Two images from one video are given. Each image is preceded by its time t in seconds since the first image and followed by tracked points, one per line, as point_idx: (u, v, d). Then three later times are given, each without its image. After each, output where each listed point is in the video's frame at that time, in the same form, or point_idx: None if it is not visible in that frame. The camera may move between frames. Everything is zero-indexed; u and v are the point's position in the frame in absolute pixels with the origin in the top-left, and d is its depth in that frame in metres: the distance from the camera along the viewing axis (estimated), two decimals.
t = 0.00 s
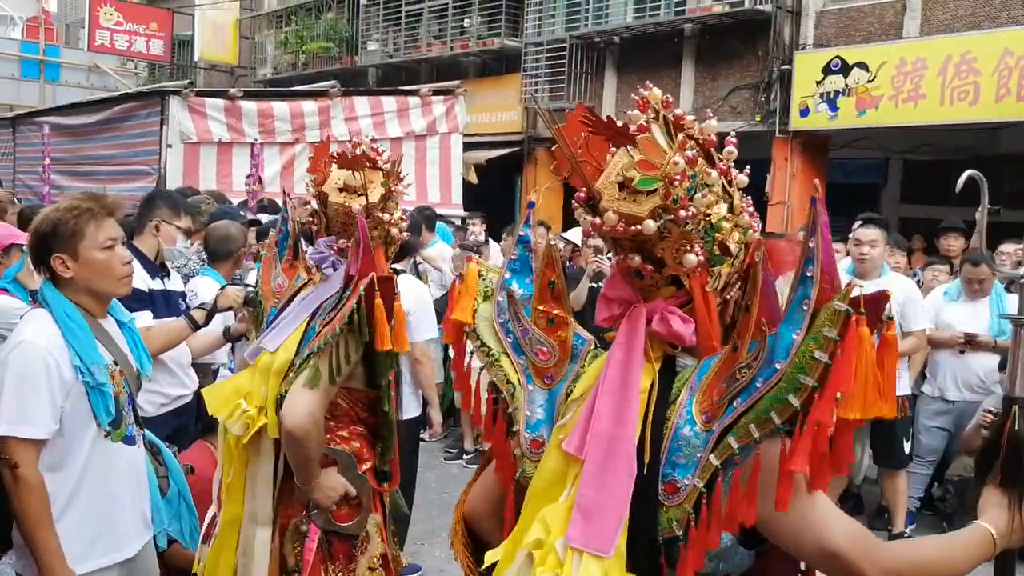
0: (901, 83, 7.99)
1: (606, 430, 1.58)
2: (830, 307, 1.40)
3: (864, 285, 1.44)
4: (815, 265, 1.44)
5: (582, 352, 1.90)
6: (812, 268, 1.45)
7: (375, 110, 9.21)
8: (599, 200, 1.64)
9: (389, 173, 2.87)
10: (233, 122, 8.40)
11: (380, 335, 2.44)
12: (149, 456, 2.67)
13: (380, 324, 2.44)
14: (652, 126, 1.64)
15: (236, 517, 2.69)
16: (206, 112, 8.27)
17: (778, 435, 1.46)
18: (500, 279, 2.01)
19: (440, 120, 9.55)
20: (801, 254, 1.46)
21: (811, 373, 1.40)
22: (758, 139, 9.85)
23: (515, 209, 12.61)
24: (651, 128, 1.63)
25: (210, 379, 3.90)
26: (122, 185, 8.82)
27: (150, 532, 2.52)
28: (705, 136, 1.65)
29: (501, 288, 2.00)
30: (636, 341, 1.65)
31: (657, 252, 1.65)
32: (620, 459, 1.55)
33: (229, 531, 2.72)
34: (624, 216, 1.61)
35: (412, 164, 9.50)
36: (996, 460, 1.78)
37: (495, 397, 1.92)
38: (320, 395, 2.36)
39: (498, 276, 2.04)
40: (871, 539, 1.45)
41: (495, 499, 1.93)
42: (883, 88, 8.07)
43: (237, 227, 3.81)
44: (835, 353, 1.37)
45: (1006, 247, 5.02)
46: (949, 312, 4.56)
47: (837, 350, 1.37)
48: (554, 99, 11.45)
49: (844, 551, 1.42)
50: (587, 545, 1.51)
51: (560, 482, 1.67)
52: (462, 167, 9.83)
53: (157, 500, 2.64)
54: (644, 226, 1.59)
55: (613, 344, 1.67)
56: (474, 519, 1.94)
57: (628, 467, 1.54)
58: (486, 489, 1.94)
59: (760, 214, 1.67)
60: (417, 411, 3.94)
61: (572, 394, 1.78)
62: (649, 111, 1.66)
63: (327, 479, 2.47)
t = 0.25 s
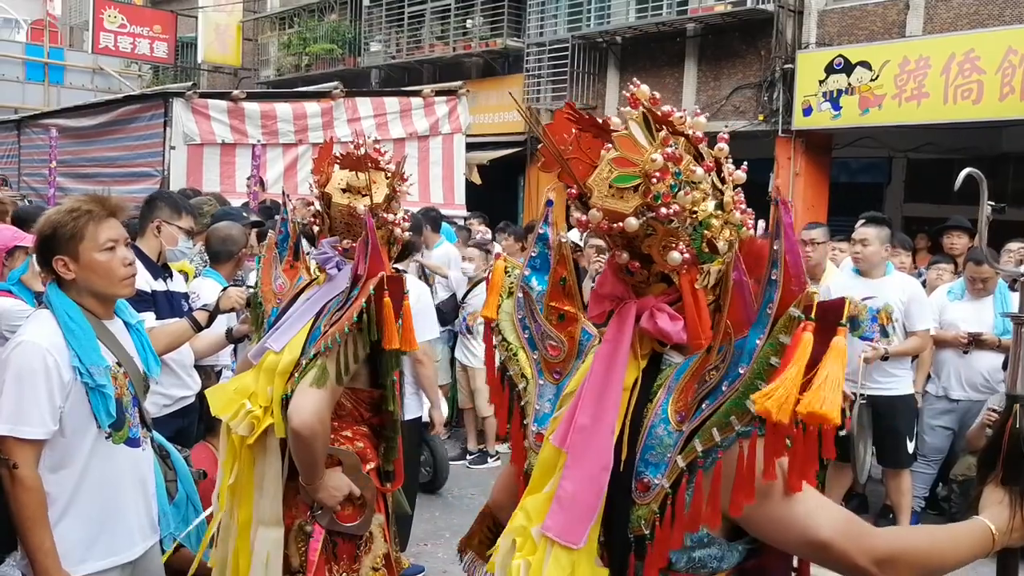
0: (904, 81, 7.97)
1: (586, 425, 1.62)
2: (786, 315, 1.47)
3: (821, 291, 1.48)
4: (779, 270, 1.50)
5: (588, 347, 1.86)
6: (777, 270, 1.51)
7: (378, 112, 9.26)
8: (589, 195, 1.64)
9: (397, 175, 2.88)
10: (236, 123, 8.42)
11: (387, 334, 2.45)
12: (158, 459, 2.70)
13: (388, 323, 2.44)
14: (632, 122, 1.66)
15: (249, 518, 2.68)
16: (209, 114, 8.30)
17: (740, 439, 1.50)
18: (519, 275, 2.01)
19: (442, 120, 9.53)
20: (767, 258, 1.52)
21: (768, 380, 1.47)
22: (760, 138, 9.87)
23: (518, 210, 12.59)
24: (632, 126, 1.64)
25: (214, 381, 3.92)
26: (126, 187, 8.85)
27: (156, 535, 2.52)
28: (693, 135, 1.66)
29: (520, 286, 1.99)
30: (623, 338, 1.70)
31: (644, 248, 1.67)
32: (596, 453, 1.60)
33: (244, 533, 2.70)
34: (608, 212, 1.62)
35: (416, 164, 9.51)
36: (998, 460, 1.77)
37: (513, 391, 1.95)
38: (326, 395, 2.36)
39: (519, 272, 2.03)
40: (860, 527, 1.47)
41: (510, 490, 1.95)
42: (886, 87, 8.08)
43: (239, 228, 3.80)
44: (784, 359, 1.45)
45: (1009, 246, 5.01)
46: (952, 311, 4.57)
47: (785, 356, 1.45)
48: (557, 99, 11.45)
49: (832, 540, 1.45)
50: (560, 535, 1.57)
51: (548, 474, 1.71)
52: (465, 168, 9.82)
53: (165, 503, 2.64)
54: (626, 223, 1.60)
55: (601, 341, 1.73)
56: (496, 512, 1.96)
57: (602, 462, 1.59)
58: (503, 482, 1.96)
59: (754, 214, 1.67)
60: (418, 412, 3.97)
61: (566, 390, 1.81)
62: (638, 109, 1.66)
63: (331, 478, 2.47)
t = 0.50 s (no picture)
0: (906, 80, 7.97)
1: (586, 423, 1.62)
2: (785, 311, 1.44)
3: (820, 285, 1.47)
4: (779, 267, 1.49)
5: (585, 345, 1.88)
6: (776, 269, 1.50)
7: (380, 112, 9.28)
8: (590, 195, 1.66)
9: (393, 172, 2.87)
10: (238, 123, 8.43)
11: (366, 335, 2.41)
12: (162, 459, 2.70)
13: (370, 325, 2.40)
14: (636, 123, 1.66)
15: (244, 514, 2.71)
16: (212, 114, 8.32)
17: (740, 435, 1.50)
18: (516, 274, 2.01)
19: (444, 120, 9.49)
20: (767, 255, 1.51)
21: (766, 377, 1.46)
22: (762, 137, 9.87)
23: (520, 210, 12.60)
24: (635, 125, 1.65)
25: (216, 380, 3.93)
26: (129, 188, 8.87)
27: (159, 534, 2.53)
28: (694, 134, 1.65)
29: (517, 284, 1.99)
30: (623, 337, 1.69)
31: (644, 247, 1.67)
32: (595, 451, 1.60)
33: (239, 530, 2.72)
34: (609, 212, 1.64)
35: (418, 165, 9.53)
36: (1003, 460, 1.76)
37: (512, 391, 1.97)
38: (315, 393, 2.37)
39: (516, 270, 2.03)
40: (860, 527, 1.47)
41: (509, 489, 1.98)
42: (888, 86, 8.07)
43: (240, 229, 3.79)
44: (788, 357, 1.43)
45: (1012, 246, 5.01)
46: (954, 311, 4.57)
47: (789, 353, 1.43)
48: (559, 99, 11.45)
49: (832, 538, 1.45)
50: (559, 533, 1.57)
51: (547, 471, 1.72)
52: (468, 169, 9.80)
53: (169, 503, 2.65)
54: (628, 223, 1.62)
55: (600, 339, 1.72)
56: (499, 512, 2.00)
57: (601, 460, 1.59)
58: (503, 482, 1.99)
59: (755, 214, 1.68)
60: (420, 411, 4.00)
61: (566, 388, 1.82)
62: (639, 108, 1.67)
63: (327, 478, 2.46)
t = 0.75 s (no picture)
0: (912, 81, 7.96)
1: (592, 425, 1.63)
2: (797, 307, 1.46)
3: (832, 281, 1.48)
4: (788, 263, 1.49)
5: (583, 347, 1.91)
6: (785, 265, 1.50)
7: (385, 112, 9.26)
8: (596, 194, 1.65)
9: (387, 167, 2.86)
10: (244, 124, 8.43)
11: (354, 333, 2.34)
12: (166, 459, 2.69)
13: (357, 322, 2.33)
14: (646, 122, 1.66)
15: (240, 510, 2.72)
16: (217, 115, 8.33)
17: (753, 433, 1.51)
18: (509, 275, 2.05)
19: (450, 120, 9.56)
20: (775, 252, 1.51)
21: (780, 374, 1.47)
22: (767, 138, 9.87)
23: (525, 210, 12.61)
24: (645, 125, 1.65)
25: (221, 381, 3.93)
26: (134, 188, 8.89)
27: (164, 534, 2.53)
28: (702, 134, 1.65)
29: (511, 285, 2.03)
30: (627, 337, 1.69)
31: (650, 247, 1.67)
32: (603, 453, 1.60)
33: (233, 526, 2.74)
34: (617, 211, 1.62)
35: (423, 165, 9.55)
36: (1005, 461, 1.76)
37: (507, 393, 1.97)
38: (305, 392, 2.36)
39: (509, 272, 2.07)
40: (868, 525, 1.47)
41: (504, 491, 1.97)
42: (894, 86, 8.07)
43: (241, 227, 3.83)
44: (801, 352, 1.44)
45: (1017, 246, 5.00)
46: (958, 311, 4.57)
47: (802, 349, 1.44)
48: (564, 99, 11.46)
49: (839, 536, 1.45)
50: (567, 537, 1.56)
51: (552, 473, 1.72)
52: (473, 169, 9.79)
53: (174, 503, 2.65)
54: (636, 222, 1.60)
55: (604, 340, 1.72)
56: (490, 515, 1.99)
57: (609, 462, 1.59)
58: (497, 483, 1.99)
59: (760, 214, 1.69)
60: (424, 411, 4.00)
61: (567, 389, 1.82)
62: (645, 108, 1.67)
63: (321, 477, 2.46)
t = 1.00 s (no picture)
0: (920, 84, 7.94)
1: (595, 432, 1.63)
2: (807, 309, 1.45)
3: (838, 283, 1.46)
4: (792, 265, 1.49)
5: (581, 352, 1.90)
6: (789, 268, 1.50)
7: (393, 116, 9.36)
8: (594, 199, 1.65)
9: (373, 168, 2.80)
10: (252, 127, 8.45)
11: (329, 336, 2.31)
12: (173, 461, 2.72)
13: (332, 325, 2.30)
14: (646, 125, 1.65)
15: (237, 511, 2.69)
16: (226, 118, 8.36)
17: (761, 435, 1.51)
18: (503, 281, 2.07)
19: (457, 124, 9.55)
20: (779, 254, 1.51)
21: (789, 375, 1.46)
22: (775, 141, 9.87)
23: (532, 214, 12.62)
24: (644, 128, 1.64)
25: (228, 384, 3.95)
26: (143, 191, 8.92)
27: (171, 536, 2.54)
28: (701, 138, 1.65)
29: (506, 291, 2.04)
30: (628, 340, 1.69)
31: (650, 252, 1.67)
32: (608, 458, 1.60)
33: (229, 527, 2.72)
34: (616, 216, 1.63)
35: (430, 169, 9.57)
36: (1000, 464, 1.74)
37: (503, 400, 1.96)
38: (287, 393, 2.35)
39: (503, 278, 2.09)
40: (872, 527, 1.47)
41: (499, 496, 2.00)
42: (902, 90, 8.05)
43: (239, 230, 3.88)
44: (810, 354, 1.43)
45: None
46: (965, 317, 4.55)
47: (812, 350, 1.43)
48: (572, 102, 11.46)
49: (845, 536, 1.45)
50: (573, 545, 1.56)
51: (554, 480, 1.72)
52: (480, 172, 9.79)
53: (179, 505, 2.65)
54: (635, 226, 1.61)
55: (605, 345, 1.72)
56: (485, 521, 2.02)
57: (614, 467, 1.59)
58: (491, 492, 2.01)
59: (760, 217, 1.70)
60: (429, 414, 4.01)
61: (566, 396, 1.82)
62: (643, 111, 1.66)
63: (313, 479, 2.43)
